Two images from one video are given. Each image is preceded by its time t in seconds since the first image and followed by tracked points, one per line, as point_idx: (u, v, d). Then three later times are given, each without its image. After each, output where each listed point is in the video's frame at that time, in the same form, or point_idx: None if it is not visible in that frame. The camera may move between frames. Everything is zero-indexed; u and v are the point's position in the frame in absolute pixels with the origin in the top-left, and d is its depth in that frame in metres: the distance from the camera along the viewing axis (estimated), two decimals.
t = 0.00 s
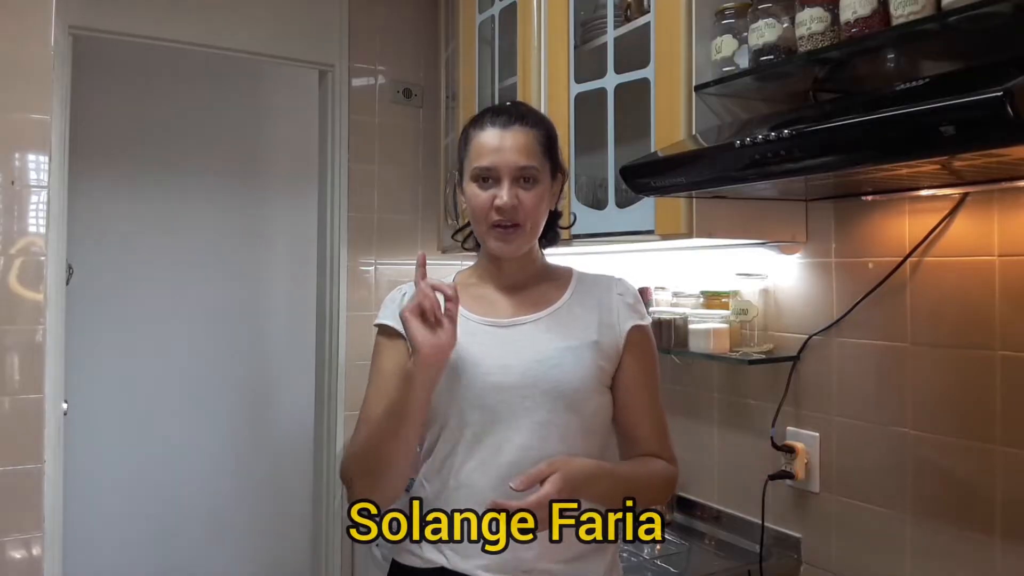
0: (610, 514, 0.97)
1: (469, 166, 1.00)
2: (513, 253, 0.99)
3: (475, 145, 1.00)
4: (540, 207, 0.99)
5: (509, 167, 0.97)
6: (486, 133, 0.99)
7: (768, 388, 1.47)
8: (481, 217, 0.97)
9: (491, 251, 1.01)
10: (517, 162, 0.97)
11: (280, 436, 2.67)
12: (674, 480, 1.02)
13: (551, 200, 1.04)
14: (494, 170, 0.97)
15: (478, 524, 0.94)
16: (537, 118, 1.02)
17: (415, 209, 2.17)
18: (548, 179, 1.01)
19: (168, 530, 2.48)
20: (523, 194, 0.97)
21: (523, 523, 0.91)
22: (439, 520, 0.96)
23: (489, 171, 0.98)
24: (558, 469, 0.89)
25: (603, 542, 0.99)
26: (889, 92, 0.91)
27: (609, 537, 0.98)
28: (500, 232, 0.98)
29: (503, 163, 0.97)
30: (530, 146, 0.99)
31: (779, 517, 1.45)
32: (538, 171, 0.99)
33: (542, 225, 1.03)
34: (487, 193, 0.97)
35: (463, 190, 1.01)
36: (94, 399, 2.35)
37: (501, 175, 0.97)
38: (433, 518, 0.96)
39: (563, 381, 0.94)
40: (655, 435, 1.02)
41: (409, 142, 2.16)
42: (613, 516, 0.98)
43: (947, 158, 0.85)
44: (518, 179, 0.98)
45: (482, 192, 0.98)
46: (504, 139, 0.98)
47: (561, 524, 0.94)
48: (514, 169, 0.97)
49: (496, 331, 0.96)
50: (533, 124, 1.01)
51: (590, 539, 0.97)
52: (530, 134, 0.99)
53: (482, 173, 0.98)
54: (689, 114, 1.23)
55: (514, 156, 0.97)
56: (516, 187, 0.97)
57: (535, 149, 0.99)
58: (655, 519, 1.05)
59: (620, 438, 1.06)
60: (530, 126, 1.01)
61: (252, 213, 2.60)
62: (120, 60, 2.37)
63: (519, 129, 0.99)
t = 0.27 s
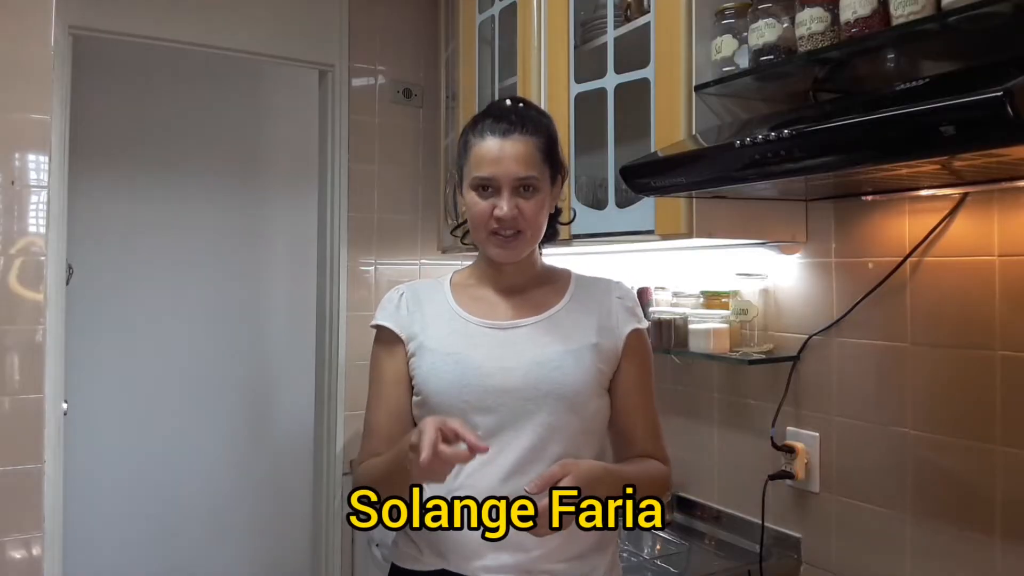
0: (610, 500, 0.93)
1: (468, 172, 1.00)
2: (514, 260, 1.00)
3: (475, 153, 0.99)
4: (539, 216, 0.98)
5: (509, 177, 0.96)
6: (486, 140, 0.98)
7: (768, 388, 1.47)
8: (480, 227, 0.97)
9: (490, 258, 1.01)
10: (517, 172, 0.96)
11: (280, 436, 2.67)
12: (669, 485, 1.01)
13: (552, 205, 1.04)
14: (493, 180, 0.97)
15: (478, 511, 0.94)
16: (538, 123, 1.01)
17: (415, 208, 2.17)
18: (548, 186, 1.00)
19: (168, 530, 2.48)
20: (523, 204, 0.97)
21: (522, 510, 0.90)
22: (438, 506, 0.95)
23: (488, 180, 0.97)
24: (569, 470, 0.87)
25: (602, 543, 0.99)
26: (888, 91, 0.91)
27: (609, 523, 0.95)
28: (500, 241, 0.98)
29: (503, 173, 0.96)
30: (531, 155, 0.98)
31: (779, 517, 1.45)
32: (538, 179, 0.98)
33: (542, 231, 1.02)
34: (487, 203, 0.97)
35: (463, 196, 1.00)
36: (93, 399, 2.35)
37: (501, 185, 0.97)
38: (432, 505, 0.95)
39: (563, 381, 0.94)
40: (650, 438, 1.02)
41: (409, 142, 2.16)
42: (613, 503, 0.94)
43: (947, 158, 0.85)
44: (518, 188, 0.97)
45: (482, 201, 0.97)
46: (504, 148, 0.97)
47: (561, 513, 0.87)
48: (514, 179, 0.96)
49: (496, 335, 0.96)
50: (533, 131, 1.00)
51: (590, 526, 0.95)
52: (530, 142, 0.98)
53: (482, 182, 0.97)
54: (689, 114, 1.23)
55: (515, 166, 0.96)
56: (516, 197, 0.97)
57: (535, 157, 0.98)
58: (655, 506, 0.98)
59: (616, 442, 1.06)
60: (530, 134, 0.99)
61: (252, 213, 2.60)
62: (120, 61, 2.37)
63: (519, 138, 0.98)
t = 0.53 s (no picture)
0: (610, 499, 0.93)
1: (466, 173, 1.00)
2: (512, 262, 1.00)
3: (472, 154, 0.99)
4: (538, 217, 0.98)
5: (506, 178, 0.96)
6: (483, 142, 0.98)
7: (768, 388, 1.47)
8: (478, 229, 0.98)
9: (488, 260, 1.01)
10: (514, 173, 0.96)
11: (280, 436, 2.67)
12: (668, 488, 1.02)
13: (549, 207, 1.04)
14: (491, 181, 0.97)
15: (478, 510, 0.94)
16: (536, 124, 1.00)
17: (415, 208, 2.17)
18: (545, 187, 1.00)
19: (168, 530, 2.48)
20: (520, 205, 0.97)
21: (523, 508, 0.88)
22: (438, 505, 0.95)
23: (486, 182, 0.97)
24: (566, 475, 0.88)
25: (596, 545, 0.98)
26: (888, 91, 0.91)
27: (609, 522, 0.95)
28: (498, 242, 0.98)
29: (500, 175, 0.96)
30: (529, 156, 0.98)
31: (779, 518, 1.45)
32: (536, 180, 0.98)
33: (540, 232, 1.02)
34: (484, 205, 0.97)
35: (461, 198, 1.00)
36: (93, 399, 2.35)
37: (499, 186, 0.97)
38: (432, 503, 0.94)
39: (561, 382, 0.94)
40: (650, 441, 1.02)
41: (409, 142, 2.16)
42: (613, 501, 0.94)
43: (947, 158, 0.85)
44: (515, 190, 0.97)
45: (479, 203, 0.97)
46: (502, 149, 0.97)
47: (561, 510, 0.88)
48: (511, 181, 0.96)
49: (492, 337, 0.97)
50: (530, 132, 0.99)
51: (590, 524, 0.94)
52: (528, 143, 0.98)
53: (480, 183, 0.98)
54: (689, 114, 1.23)
55: (512, 168, 0.96)
56: (513, 199, 0.97)
57: (532, 158, 0.98)
58: (655, 504, 0.98)
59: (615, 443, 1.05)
60: (528, 135, 0.99)
61: (252, 213, 2.60)
62: (120, 61, 2.37)
63: (517, 140, 0.98)
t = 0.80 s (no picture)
0: (610, 499, 0.95)
1: (464, 169, 1.00)
2: (510, 259, 1.00)
3: (471, 149, 0.99)
4: (537, 213, 0.98)
5: (504, 173, 0.96)
6: (482, 137, 0.98)
7: (768, 388, 1.47)
8: (476, 224, 0.98)
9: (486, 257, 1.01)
10: (513, 168, 0.97)
11: (280, 436, 2.67)
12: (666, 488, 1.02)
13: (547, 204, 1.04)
14: (489, 175, 0.97)
15: (478, 510, 0.93)
16: (534, 120, 1.01)
17: (415, 208, 2.17)
18: (544, 184, 1.00)
19: (169, 530, 2.48)
20: (519, 200, 0.97)
21: (523, 508, 0.91)
22: (438, 505, 0.95)
23: (484, 176, 0.97)
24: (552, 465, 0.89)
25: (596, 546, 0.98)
26: (888, 91, 0.91)
27: (609, 522, 0.96)
28: (496, 238, 0.98)
29: (499, 168, 0.96)
30: (528, 151, 0.98)
31: (779, 518, 1.45)
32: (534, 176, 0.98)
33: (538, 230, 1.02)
34: (483, 200, 0.97)
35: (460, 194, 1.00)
36: (93, 399, 2.35)
37: (497, 180, 0.97)
38: (432, 503, 0.95)
39: (559, 383, 0.94)
40: (649, 440, 1.02)
41: (410, 142, 2.16)
42: (613, 501, 0.95)
43: (947, 158, 0.85)
44: (514, 184, 0.97)
45: (478, 197, 0.97)
46: (500, 144, 0.97)
47: (560, 509, 0.92)
48: (510, 176, 0.96)
49: (490, 337, 0.96)
50: (528, 127, 1.00)
51: (590, 525, 0.96)
52: (526, 139, 0.98)
53: (479, 178, 0.98)
54: (689, 114, 1.23)
55: (511, 163, 0.96)
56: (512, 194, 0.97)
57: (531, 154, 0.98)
58: (655, 504, 0.99)
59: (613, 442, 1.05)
60: (527, 130, 1.00)
61: (252, 213, 2.60)
62: (120, 61, 2.37)
63: (516, 135, 0.98)
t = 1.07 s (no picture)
0: (609, 500, 0.96)
1: (463, 161, 1.03)
2: (509, 249, 0.99)
3: (470, 140, 1.02)
4: (535, 201, 0.99)
5: (503, 158, 0.99)
6: (481, 127, 1.01)
7: (768, 388, 1.47)
8: (474, 209, 0.98)
9: (484, 247, 1.01)
10: (512, 153, 0.99)
11: (280, 436, 2.67)
12: (680, 479, 0.99)
13: (545, 201, 1.05)
14: (488, 160, 0.99)
15: (478, 510, 0.93)
16: (531, 117, 1.05)
17: (415, 209, 2.17)
18: (540, 175, 1.02)
19: (169, 530, 2.48)
20: (517, 185, 0.98)
21: (523, 508, 0.92)
22: (438, 505, 0.95)
23: (484, 162, 1.00)
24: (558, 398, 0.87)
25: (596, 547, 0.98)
26: (886, 91, 0.91)
27: (609, 523, 0.97)
28: (494, 224, 0.98)
29: (498, 153, 0.99)
30: (526, 140, 1.01)
31: (779, 518, 1.45)
32: (531, 165, 1.00)
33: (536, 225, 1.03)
34: (482, 183, 0.99)
35: (459, 186, 1.02)
36: (93, 399, 2.35)
37: (496, 165, 0.99)
38: (432, 503, 0.95)
39: (557, 381, 0.94)
40: (656, 431, 1.00)
41: (409, 142, 2.16)
42: (613, 501, 0.97)
43: (946, 158, 0.85)
44: (512, 169, 0.99)
45: (477, 182, 0.99)
46: (499, 132, 1.00)
47: (560, 510, 0.94)
48: (509, 162, 0.99)
49: (487, 336, 0.96)
50: (526, 120, 1.03)
51: (590, 525, 0.96)
52: (523, 128, 1.01)
53: (479, 166, 1.00)
54: (689, 114, 1.23)
55: (509, 148, 0.99)
56: (510, 179, 0.99)
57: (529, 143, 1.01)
58: (655, 504, 0.99)
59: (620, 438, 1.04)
60: (524, 122, 1.03)
61: (252, 213, 2.60)
62: (120, 61, 2.37)
63: (514, 125, 1.01)
